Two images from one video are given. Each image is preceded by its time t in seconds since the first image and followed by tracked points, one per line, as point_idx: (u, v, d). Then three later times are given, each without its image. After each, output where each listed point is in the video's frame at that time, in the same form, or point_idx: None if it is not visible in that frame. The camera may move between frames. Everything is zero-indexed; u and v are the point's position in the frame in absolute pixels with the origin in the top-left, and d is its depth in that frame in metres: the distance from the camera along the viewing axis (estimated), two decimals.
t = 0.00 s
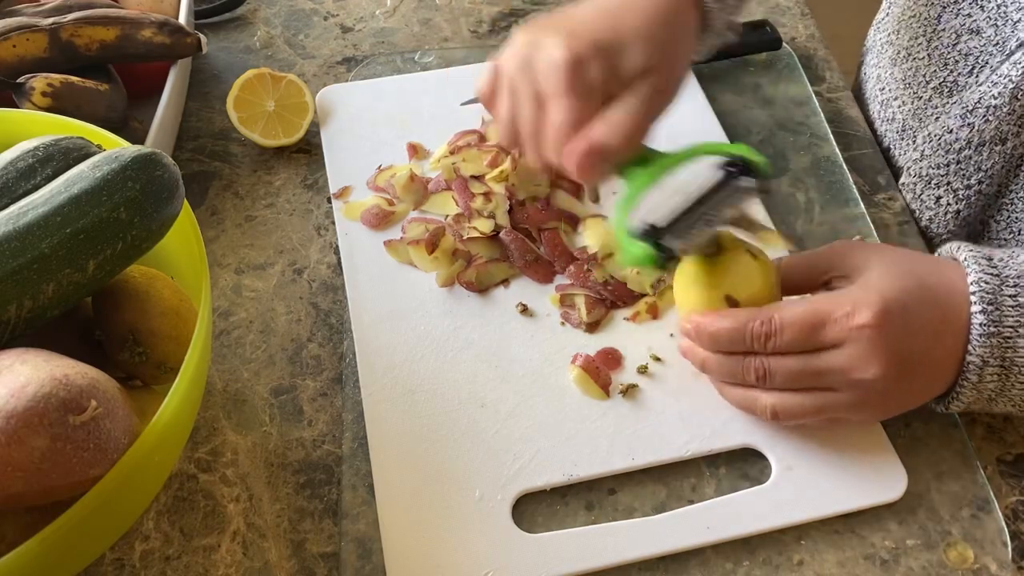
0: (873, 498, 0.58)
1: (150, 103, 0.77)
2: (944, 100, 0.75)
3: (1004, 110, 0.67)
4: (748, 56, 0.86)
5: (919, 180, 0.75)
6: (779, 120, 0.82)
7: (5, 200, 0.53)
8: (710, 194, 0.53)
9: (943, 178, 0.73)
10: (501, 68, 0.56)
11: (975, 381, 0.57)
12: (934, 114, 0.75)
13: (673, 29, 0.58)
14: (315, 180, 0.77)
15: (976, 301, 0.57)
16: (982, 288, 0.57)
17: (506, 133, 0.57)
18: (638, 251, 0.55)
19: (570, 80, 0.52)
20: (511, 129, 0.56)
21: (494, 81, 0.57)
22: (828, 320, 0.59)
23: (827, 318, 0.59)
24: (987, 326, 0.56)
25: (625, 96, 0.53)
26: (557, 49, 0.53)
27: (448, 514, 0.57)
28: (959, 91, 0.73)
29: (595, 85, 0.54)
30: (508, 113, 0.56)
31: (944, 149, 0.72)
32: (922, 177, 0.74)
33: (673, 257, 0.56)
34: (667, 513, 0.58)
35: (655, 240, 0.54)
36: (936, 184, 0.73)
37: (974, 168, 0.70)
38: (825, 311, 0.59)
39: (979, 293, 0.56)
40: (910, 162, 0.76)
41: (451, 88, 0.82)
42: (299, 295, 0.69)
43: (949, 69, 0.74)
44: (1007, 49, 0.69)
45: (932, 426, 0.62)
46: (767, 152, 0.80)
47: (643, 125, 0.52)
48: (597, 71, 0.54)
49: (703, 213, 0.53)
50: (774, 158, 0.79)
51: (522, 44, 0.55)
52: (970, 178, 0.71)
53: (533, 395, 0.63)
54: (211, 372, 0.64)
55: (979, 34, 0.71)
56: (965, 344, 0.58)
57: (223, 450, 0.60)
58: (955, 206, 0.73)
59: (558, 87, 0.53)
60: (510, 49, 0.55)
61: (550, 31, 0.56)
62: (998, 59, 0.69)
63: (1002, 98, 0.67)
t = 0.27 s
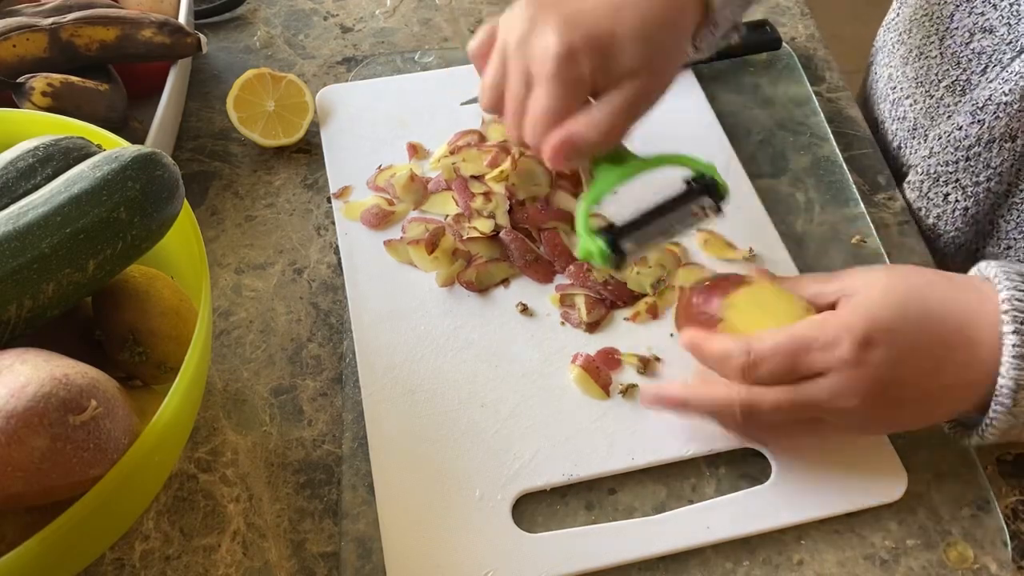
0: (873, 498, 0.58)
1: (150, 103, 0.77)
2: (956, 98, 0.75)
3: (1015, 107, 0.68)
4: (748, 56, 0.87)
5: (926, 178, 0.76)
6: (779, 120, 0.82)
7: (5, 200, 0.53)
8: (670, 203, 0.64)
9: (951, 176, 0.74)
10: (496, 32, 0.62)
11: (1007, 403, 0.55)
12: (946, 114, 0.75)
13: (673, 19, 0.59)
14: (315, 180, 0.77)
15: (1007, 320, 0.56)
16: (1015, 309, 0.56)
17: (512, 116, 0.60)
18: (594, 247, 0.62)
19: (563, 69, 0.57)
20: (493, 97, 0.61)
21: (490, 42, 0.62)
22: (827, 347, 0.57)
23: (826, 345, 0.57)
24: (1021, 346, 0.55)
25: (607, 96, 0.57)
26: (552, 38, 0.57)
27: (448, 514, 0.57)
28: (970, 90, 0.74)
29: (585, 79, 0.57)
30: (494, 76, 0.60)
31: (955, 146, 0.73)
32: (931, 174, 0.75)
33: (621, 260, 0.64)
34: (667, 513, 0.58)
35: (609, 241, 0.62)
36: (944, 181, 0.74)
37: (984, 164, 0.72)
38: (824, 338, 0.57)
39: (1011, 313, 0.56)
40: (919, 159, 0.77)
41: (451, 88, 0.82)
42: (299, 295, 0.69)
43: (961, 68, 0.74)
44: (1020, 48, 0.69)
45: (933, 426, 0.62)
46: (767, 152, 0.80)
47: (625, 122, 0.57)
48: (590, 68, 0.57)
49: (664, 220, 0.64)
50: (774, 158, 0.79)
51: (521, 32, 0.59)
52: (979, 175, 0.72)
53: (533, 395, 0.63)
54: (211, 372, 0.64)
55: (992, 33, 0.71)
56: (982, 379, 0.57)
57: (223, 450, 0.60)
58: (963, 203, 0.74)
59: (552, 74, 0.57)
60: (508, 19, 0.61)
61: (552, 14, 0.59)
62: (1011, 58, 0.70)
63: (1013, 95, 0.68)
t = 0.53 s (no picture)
0: (873, 498, 0.58)
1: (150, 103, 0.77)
2: (957, 93, 0.75)
3: (1016, 103, 0.67)
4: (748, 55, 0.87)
5: (926, 174, 0.75)
6: (779, 120, 0.82)
7: (5, 200, 0.53)
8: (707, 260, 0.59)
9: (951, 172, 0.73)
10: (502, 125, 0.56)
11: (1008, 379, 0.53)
12: (947, 108, 0.75)
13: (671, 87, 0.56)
14: (315, 180, 0.77)
15: (1000, 287, 0.54)
16: (1009, 276, 0.54)
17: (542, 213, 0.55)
18: (668, 317, 0.55)
19: (589, 157, 0.51)
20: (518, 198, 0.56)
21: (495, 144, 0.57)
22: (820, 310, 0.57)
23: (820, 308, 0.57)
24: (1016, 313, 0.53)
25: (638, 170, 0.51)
26: (572, 126, 0.51)
27: (448, 514, 0.57)
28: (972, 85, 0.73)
29: (614, 159, 0.51)
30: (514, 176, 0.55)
31: (955, 142, 0.72)
32: (931, 170, 0.75)
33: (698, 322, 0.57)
34: (667, 513, 0.58)
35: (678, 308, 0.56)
36: (944, 177, 0.74)
37: (984, 160, 0.70)
38: (816, 302, 0.57)
39: (1003, 280, 0.54)
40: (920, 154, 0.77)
41: (451, 88, 0.82)
42: (299, 295, 0.69)
43: (963, 64, 0.74)
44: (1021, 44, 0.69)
45: (933, 426, 0.62)
46: (767, 152, 0.80)
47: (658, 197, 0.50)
48: (617, 147, 0.51)
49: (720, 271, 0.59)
50: (774, 158, 0.79)
51: (537, 121, 0.53)
52: (980, 171, 0.71)
53: (533, 395, 0.63)
54: (211, 372, 0.64)
55: (994, 29, 0.71)
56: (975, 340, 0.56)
57: (223, 450, 0.60)
58: (963, 199, 0.73)
59: (577, 164, 0.51)
60: (514, 113, 0.55)
61: (565, 103, 0.53)
62: (1012, 54, 0.69)
63: (1015, 91, 0.67)
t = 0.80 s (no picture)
0: (873, 498, 0.58)
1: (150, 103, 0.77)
2: (962, 101, 0.75)
3: None
4: (748, 55, 0.86)
5: (934, 184, 0.74)
6: (779, 120, 0.82)
7: (5, 200, 0.53)
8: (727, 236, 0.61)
9: (960, 182, 0.73)
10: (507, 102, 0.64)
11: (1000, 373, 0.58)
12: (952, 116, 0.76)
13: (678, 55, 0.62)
14: (315, 180, 0.77)
15: (985, 288, 0.60)
16: (992, 276, 0.60)
17: (554, 189, 0.62)
18: (693, 293, 0.56)
19: (607, 135, 0.58)
20: (523, 169, 0.63)
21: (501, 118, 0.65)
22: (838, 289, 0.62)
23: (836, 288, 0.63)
24: (999, 310, 0.59)
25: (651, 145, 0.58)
26: (586, 101, 0.59)
27: (448, 514, 0.57)
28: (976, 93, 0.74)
29: (630, 136, 0.58)
30: (523, 148, 0.62)
31: (963, 152, 0.72)
32: (939, 180, 0.74)
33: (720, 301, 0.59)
34: (667, 513, 0.58)
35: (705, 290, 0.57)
36: (952, 188, 0.73)
37: (993, 170, 0.70)
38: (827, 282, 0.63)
39: (988, 281, 0.60)
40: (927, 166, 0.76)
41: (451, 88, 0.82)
42: (299, 295, 0.69)
43: (966, 71, 0.75)
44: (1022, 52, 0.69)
45: (933, 427, 0.62)
46: (767, 152, 0.80)
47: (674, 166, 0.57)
48: (634, 122, 0.59)
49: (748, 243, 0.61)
50: (774, 158, 0.79)
51: (549, 98, 0.61)
52: (988, 180, 0.71)
53: (533, 395, 0.63)
54: (211, 372, 0.64)
55: (996, 37, 0.72)
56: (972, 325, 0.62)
57: (223, 450, 0.60)
58: (973, 207, 0.73)
59: (591, 143, 0.58)
60: (518, 90, 0.63)
61: (572, 82, 0.61)
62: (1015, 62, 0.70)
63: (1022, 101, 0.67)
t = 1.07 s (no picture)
0: (873, 498, 0.58)
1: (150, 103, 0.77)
2: (962, 93, 0.76)
3: None
4: (748, 55, 0.87)
5: (933, 178, 0.74)
6: (779, 120, 0.82)
7: (5, 200, 0.53)
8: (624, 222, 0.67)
9: (959, 175, 0.73)
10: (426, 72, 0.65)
11: (1004, 367, 0.59)
12: (952, 109, 0.76)
13: (592, 48, 0.64)
14: (315, 180, 0.77)
15: (990, 280, 0.60)
16: (996, 270, 0.60)
17: (466, 168, 0.63)
18: (579, 283, 0.66)
19: (514, 126, 0.59)
20: (439, 142, 0.63)
21: (421, 88, 0.66)
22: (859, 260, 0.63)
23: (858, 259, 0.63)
24: (1005, 304, 0.59)
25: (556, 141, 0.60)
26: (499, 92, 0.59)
27: (449, 513, 0.57)
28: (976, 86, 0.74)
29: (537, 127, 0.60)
30: (439, 128, 0.63)
31: (962, 145, 0.72)
32: (938, 174, 0.74)
33: (606, 289, 0.67)
34: (667, 513, 0.58)
35: (590, 276, 0.66)
36: (951, 181, 0.73)
37: (992, 163, 0.71)
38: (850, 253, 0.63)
39: (992, 275, 0.60)
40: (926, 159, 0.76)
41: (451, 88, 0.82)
42: (299, 295, 0.69)
43: (968, 64, 0.75)
44: None
45: (933, 427, 0.62)
46: (767, 152, 0.80)
47: (575, 164, 0.60)
48: (543, 115, 0.60)
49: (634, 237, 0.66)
50: (774, 158, 0.79)
51: (464, 82, 0.61)
52: (987, 174, 0.71)
53: (533, 395, 0.63)
54: (211, 372, 0.64)
55: (998, 30, 0.72)
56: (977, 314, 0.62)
57: (223, 450, 0.60)
58: (972, 201, 0.73)
59: (502, 130, 0.59)
60: (440, 68, 0.63)
61: (486, 69, 0.62)
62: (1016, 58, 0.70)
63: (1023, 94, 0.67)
